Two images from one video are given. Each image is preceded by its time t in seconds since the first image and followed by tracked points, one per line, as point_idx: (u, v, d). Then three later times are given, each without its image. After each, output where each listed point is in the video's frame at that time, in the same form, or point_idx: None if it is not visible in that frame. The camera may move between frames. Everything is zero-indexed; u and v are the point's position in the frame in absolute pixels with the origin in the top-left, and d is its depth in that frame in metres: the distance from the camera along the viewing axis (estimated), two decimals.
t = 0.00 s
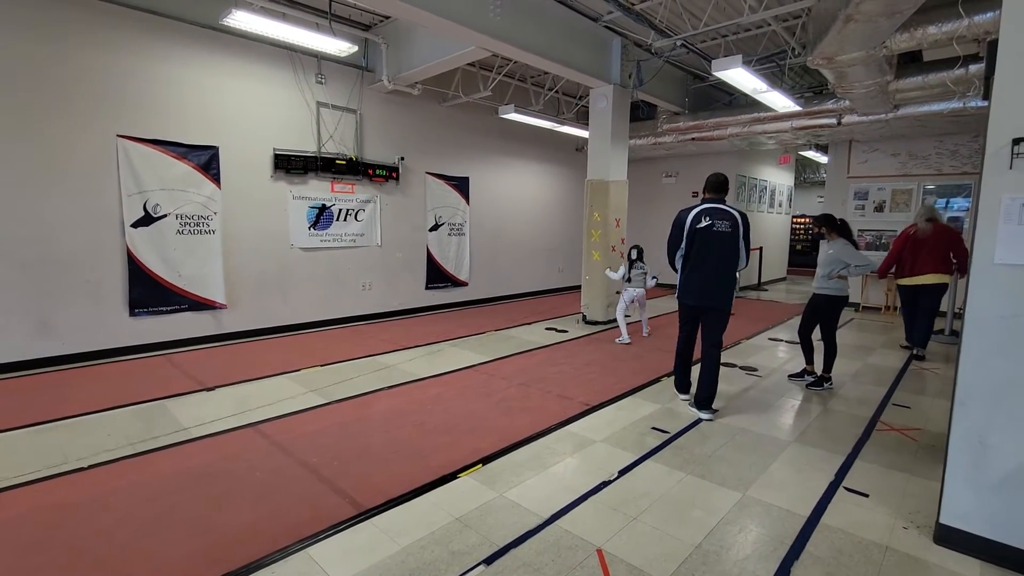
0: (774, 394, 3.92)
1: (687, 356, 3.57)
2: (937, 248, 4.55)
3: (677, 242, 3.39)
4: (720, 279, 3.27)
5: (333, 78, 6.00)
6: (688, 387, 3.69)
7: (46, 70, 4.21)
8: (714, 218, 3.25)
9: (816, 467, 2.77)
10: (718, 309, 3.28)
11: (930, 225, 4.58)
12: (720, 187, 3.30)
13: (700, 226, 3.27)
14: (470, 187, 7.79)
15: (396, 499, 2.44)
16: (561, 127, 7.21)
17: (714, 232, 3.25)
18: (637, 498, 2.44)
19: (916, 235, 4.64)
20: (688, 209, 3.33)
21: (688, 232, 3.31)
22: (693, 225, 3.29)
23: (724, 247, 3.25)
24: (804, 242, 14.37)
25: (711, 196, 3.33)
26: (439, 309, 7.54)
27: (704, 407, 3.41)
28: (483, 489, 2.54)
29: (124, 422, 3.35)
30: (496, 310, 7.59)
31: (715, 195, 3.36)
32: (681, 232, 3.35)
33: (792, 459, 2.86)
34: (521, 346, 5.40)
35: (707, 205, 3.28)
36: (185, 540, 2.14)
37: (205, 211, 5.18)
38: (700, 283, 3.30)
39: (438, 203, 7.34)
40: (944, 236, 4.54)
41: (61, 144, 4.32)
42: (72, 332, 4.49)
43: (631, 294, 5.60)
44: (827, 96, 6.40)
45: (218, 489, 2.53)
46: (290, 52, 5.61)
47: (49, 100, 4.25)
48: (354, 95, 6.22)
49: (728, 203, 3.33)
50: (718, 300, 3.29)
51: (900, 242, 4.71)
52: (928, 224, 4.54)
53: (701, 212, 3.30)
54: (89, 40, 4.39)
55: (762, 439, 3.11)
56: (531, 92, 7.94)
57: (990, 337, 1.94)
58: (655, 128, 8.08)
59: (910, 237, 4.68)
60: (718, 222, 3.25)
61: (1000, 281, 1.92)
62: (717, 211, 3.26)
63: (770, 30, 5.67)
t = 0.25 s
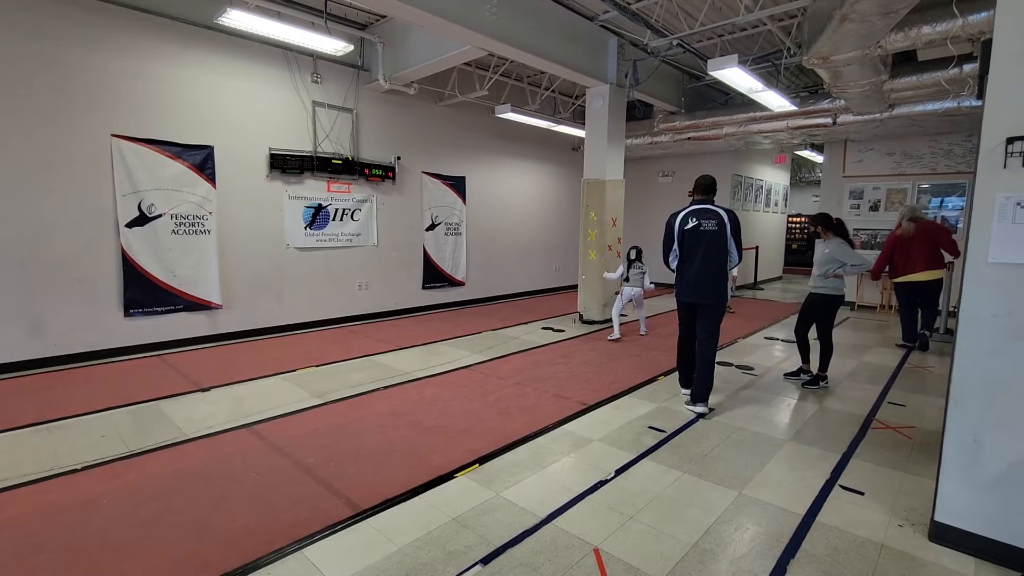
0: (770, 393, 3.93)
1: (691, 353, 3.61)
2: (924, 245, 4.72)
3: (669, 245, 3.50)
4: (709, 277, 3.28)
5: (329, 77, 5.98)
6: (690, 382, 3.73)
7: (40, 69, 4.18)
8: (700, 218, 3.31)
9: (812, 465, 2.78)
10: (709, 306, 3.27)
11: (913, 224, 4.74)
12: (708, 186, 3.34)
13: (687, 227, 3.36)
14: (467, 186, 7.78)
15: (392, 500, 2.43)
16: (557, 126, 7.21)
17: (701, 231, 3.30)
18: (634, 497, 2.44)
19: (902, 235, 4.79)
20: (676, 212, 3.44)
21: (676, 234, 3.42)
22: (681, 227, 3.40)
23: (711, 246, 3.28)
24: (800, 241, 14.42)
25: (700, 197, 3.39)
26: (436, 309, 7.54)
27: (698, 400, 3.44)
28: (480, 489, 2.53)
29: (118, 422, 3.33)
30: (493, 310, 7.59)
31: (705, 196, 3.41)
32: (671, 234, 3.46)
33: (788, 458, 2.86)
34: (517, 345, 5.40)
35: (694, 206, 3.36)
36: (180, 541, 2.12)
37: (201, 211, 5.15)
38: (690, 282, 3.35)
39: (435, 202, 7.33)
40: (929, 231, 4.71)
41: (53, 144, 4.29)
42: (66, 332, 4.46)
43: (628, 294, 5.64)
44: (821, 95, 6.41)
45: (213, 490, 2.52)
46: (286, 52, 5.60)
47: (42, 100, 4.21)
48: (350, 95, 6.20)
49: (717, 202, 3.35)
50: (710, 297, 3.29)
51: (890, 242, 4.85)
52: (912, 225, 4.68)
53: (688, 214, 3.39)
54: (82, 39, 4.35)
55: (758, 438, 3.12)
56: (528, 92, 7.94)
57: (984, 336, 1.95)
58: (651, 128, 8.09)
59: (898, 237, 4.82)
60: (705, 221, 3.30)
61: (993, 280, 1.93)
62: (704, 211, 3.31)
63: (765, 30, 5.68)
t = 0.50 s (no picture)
0: (767, 393, 3.94)
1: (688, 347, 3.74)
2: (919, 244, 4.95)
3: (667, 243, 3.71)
4: (704, 274, 3.50)
5: (326, 78, 5.97)
6: (688, 382, 3.77)
7: (34, 70, 4.16)
8: (695, 217, 3.52)
9: (808, 465, 2.79)
10: (704, 301, 3.50)
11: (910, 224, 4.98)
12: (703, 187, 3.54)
13: (684, 226, 3.56)
14: (464, 187, 7.78)
15: (389, 501, 2.43)
16: (554, 127, 7.20)
17: (696, 230, 3.51)
18: (632, 498, 2.44)
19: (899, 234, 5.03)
20: (674, 212, 3.64)
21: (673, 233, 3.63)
22: (678, 226, 3.60)
23: (706, 244, 3.48)
24: (796, 241, 14.48)
25: (696, 197, 3.59)
26: (433, 309, 7.53)
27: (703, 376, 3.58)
28: (477, 490, 2.53)
29: (114, 424, 3.32)
30: (490, 311, 7.58)
31: (701, 196, 3.61)
32: (669, 233, 3.66)
33: (784, 457, 2.87)
34: (515, 346, 5.40)
35: (690, 206, 3.56)
36: (176, 543, 2.12)
37: (197, 211, 5.14)
38: (687, 277, 3.56)
39: (432, 203, 7.32)
40: (927, 231, 4.96)
41: (48, 145, 4.27)
42: (61, 334, 4.44)
43: (624, 298, 5.60)
44: (817, 97, 6.41)
45: (209, 492, 2.51)
46: (283, 52, 5.59)
47: (36, 100, 4.19)
48: (347, 95, 6.19)
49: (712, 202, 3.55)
50: (704, 292, 3.52)
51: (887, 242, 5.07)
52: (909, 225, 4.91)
53: (685, 213, 3.60)
54: (77, 39, 4.33)
55: (754, 438, 3.13)
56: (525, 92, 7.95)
57: (979, 335, 1.96)
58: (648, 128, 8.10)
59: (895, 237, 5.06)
60: (701, 220, 3.50)
61: (988, 280, 1.94)
62: (699, 211, 3.52)
63: (761, 31, 5.70)
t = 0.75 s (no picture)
0: (764, 393, 3.95)
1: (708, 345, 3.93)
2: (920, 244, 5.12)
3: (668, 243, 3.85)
4: (704, 273, 3.64)
5: (323, 78, 5.96)
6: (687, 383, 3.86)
7: (29, 69, 4.14)
8: (695, 217, 3.65)
9: (805, 465, 2.80)
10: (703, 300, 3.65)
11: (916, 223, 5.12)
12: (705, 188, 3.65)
13: (684, 226, 3.69)
14: (461, 187, 7.78)
15: (388, 501, 2.42)
16: (551, 127, 7.21)
17: (695, 230, 3.65)
18: (630, 498, 2.45)
19: (903, 232, 5.18)
20: (676, 212, 3.78)
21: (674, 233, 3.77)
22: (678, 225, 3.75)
23: (704, 243, 3.62)
24: (793, 241, 14.53)
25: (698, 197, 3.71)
26: (431, 310, 7.52)
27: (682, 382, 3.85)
28: (475, 490, 2.53)
29: (109, 426, 3.30)
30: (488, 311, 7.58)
31: (703, 197, 3.73)
32: (670, 232, 3.81)
33: (781, 457, 2.88)
34: (512, 346, 5.40)
35: (691, 207, 3.69)
36: (173, 545, 2.11)
37: (194, 212, 5.12)
38: (686, 276, 3.70)
39: (429, 203, 7.32)
40: (928, 232, 5.13)
41: (43, 145, 4.25)
42: (56, 335, 4.41)
43: (636, 299, 5.72)
44: (814, 99, 6.41)
45: (206, 494, 2.50)
46: (280, 52, 5.57)
47: (31, 99, 4.17)
48: (344, 95, 6.18)
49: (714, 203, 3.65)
50: (701, 290, 3.65)
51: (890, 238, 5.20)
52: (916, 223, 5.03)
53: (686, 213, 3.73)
54: (73, 38, 4.31)
55: (751, 438, 3.14)
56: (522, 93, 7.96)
57: (976, 335, 1.97)
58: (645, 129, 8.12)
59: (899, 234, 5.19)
60: (700, 220, 3.64)
61: (984, 280, 1.94)
62: (699, 212, 3.65)
63: (758, 32, 5.72)
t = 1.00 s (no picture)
0: (761, 393, 3.96)
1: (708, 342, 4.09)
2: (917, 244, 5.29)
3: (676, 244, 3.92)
4: (712, 276, 3.75)
5: (320, 78, 5.95)
6: (685, 382, 3.88)
7: (25, 69, 4.12)
8: (705, 221, 3.73)
9: (802, 465, 2.80)
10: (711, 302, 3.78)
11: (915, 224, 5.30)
12: (716, 192, 3.71)
13: (694, 229, 3.77)
14: (459, 188, 7.78)
15: (385, 503, 2.42)
16: (549, 128, 7.21)
17: (705, 233, 3.73)
18: (628, 499, 2.45)
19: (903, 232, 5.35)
20: (685, 215, 3.84)
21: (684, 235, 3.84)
22: (688, 228, 3.80)
23: (713, 247, 3.71)
24: (790, 242, 14.58)
25: (708, 201, 3.77)
26: (428, 310, 7.51)
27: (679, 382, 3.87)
28: (472, 491, 2.52)
29: (105, 427, 3.29)
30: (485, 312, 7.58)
31: (713, 201, 3.80)
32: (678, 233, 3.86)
33: (778, 458, 2.89)
34: (510, 347, 5.40)
35: (701, 210, 3.76)
36: (168, 546, 2.10)
37: (190, 212, 5.10)
38: (694, 278, 3.80)
39: (427, 204, 7.31)
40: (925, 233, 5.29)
41: (39, 145, 4.23)
42: (52, 336, 4.40)
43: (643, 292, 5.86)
44: (810, 99, 6.44)
45: (203, 495, 2.49)
46: (277, 52, 5.56)
47: (26, 99, 4.15)
48: (342, 95, 6.18)
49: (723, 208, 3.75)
50: (708, 292, 3.77)
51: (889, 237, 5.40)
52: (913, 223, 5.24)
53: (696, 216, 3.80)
54: (69, 38, 4.30)
55: (749, 438, 3.14)
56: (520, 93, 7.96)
57: (972, 335, 1.97)
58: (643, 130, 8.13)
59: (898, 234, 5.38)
60: (710, 225, 3.73)
61: (980, 280, 1.95)
62: (710, 216, 3.73)
63: (755, 33, 5.73)
